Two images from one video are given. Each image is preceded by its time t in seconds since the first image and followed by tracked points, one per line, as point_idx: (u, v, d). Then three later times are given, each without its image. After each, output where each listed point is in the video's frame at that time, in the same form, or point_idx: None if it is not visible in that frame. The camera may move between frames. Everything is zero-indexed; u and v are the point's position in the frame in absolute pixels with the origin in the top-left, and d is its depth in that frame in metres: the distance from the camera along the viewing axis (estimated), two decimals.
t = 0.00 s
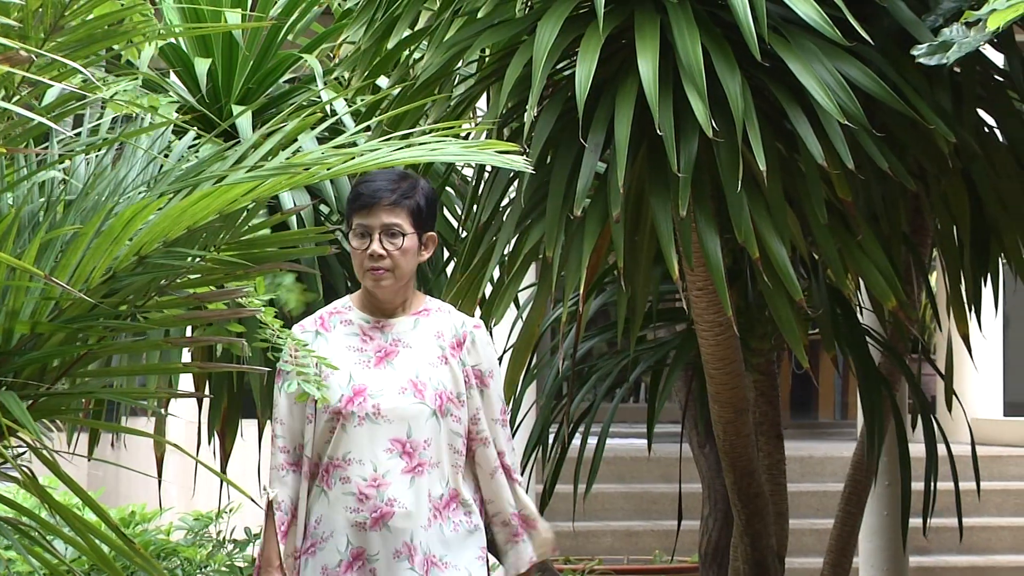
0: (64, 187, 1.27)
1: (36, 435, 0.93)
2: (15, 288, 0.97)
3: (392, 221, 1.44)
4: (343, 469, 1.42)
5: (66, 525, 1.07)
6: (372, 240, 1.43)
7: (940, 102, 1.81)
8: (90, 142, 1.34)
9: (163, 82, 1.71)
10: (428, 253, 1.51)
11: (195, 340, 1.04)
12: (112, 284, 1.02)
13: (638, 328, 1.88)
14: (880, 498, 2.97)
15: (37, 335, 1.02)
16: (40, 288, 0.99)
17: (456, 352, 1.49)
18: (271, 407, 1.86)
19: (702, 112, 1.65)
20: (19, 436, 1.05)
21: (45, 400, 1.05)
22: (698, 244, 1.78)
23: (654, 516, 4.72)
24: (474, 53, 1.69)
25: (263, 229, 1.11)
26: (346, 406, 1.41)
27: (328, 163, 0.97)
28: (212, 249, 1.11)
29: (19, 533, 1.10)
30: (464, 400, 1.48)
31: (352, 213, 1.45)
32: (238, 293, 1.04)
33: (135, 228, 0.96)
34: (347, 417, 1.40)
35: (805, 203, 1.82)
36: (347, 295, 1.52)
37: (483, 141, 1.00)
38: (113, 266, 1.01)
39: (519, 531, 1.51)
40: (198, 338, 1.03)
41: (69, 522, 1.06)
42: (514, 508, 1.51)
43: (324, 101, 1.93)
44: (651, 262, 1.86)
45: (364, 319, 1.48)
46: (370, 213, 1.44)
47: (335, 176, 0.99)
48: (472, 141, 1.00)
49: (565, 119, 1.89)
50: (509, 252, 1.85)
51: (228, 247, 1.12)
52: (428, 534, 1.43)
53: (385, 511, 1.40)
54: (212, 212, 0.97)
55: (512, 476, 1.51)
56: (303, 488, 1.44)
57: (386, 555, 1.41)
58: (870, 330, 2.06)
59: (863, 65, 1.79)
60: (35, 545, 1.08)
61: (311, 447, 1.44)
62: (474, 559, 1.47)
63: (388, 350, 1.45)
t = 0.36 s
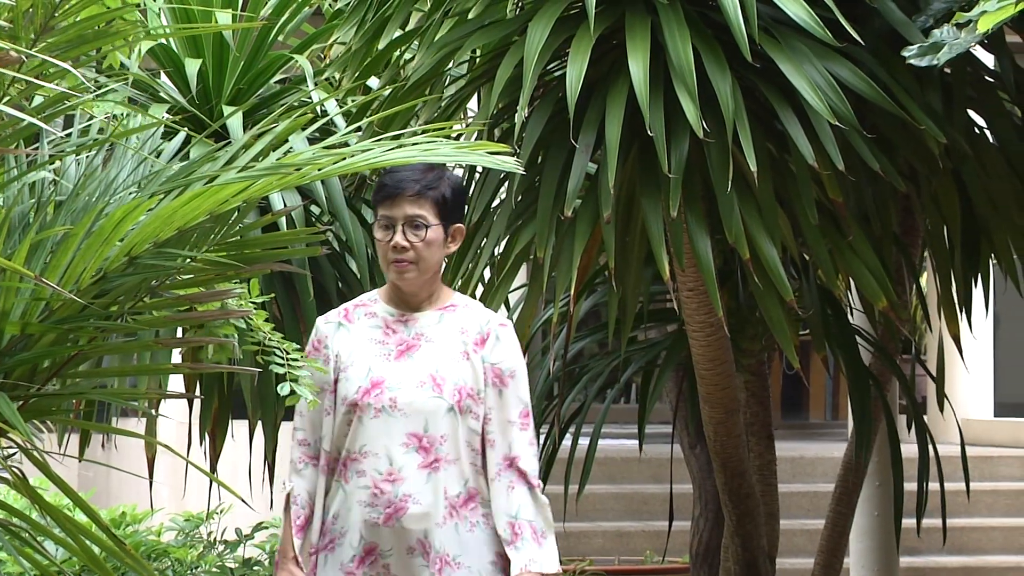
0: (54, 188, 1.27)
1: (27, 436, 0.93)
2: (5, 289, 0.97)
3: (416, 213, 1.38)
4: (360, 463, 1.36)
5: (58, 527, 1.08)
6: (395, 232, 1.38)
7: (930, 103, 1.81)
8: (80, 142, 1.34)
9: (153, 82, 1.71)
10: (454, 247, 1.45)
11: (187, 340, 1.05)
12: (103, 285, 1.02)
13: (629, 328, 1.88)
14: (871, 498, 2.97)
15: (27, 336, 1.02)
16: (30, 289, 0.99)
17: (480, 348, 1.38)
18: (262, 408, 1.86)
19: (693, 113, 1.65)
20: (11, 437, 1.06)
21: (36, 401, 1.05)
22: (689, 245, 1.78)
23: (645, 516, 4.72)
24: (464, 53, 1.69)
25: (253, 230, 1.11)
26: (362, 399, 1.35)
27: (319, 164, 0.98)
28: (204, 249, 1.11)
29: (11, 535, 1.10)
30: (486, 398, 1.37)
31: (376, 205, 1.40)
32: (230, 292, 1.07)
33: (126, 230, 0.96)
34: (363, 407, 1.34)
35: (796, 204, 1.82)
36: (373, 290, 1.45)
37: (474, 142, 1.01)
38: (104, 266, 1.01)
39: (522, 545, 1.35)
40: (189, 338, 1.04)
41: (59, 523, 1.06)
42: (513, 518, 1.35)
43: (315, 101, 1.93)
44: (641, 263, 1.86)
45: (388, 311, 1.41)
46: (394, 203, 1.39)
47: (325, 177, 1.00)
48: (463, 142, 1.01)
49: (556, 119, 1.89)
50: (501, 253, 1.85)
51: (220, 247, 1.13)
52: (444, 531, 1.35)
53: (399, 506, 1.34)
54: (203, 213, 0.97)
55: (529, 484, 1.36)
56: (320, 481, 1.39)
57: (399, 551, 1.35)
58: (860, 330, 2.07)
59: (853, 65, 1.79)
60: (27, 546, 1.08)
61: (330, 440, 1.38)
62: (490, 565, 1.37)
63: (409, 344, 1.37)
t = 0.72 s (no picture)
0: (47, 189, 1.27)
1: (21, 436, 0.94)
2: None
3: (438, 202, 1.31)
4: (389, 467, 1.28)
5: (50, 528, 1.08)
6: (417, 222, 1.30)
7: (925, 104, 1.81)
8: (75, 143, 1.35)
9: (148, 83, 1.70)
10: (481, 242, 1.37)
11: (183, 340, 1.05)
12: (98, 285, 1.02)
13: (625, 328, 1.88)
14: (865, 498, 2.97)
15: (22, 337, 1.02)
16: (25, 289, 0.99)
17: (510, 348, 1.31)
18: (257, 408, 1.85)
19: (689, 113, 1.65)
20: (6, 437, 1.06)
21: (31, 400, 1.06)
22: (685, 245, 1.78)
23: (641, 517, 4.72)
24: (460, 54, 1.69)
25: (247, 231, 1.12)
26: (392, 402, 1.27)
27: (316, 164, 0.98)
28: (198, 250, 1.12)
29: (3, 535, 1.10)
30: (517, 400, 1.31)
31: (400, 196, 1.33)
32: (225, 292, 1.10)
33: (121, 229, 0.95)
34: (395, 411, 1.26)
35: (791, 204, 1.82)
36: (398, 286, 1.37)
37: (470, 142, 1.01)
38: (99, 267, 1.01)
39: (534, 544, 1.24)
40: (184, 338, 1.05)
41: (54, 523, 1.07)
42: (522, 507, 1.24)
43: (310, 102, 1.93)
44: (637, 264, 1.86)
45: (417, 309, 1.33)
46: (418, 193, 1.32)
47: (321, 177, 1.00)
48: (460, 141, 1.01)
49: (551, 120, 1.89)
50: (495, 254, 1.85)
51: (215, 247, 1.14)
52: (477, 539, 1.29)
53: (432, 511, 1.27)
54: (198, 212, 0.97)
55: (550, 482, 1.26)
56: (348, 484, 1.32)
57: (430, 559, 1.28)
58: (855, 330, 2.07)
59: (848, 65, 1.78)
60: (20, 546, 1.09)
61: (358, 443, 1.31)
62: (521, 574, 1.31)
63: (438, 345, 1.30)
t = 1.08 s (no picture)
0: (47, 188, 1.27)
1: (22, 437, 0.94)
2: None
3: (464, 199, 1.33)
4: (411, 472, 1.28)
5: (48, 529, 1.08)
6: (445, 219, 1.32)
7: (925, 104, 1.81)
8: (75, 142, 1.35)
9: (148, 83, 1.70)
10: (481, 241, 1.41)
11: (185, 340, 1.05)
12: (99, 285, 1.02)
13: (625, 328, 1.88)
14: (865, 497, 2.97)
15: (22, 337, 1.02)
16: (25, 289, 0.99)
17: (521, 345, 1.34)
18: (258, 408, 1.85)
19: (689, 112, 1.64)
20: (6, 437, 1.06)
21: (31, 400, 1.06)
22: (685, 245, 1.78)
23: (641, 517, 4.72)
24: (460, 53, 1.69)
25: (248, 230, 1.12)
26: (412, 405, 1.27)
27: (316, 164, 0.98)
28: (199, 249, 1.11)
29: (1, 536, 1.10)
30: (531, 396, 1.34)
31: (417, 193, 1.34)
32: (226, 293, 1.08)
33: (120, 230, 0.95)
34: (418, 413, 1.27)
35: (791, 204, 1.82)
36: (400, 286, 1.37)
37: (471, 142, 1.01)
38: (99, 267, 1.01)
39: (550, 555, 1.32)
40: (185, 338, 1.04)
41: (54, 523, 1.07)
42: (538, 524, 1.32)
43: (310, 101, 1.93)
44: (637, 264, 1.86)
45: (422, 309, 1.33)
46: (438, 190, 1.33)
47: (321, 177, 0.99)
48: (461, 141, 1.01)
49: (551, 120, 1.89)
50: (495, 254, 1.85)
51: (216, 247, 1.13)
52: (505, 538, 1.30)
53: (460, 515, 1.28)
54: (198, 212, 0.97)
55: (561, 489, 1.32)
56: (362, 496, 1.30)
57: (461, 562, 1.28)
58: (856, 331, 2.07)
59: (848, 65, 1.78)
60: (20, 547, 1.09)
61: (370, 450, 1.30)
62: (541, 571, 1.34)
63: (450, 344, 1.31)
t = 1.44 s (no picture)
0: (61, 190, 1.31)
1: (35, 433, 0.97)
2: (14, 288, 1.01)
3: (448, 188, 1.36)
4: (417, 464, 1.31)
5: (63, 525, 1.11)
6: (427, 209, 1.35)
7: (923, 108, 1.84)
8: (88, 145, 1.39)
9: (159, 87, 1.73)
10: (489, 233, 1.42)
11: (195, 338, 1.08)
12: (111, 285, 1.05)
13: (628, 327, 1.92)
14: (864, 493, 3.00)
15: (36, 335, 1.05)
16: (40, 288, 1.03)
17: (530, 337, 1.38)
18: (268, 406, 1.89)
19: (691, 116, 1.67)
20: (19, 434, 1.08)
21: (43, 399, 1.08)
22: (687, 246, 1.81)
23: (644, 513, 4.75)
24: (466, 58, 1.72)
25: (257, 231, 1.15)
26: (419, 396, 1.31)
27: (324, 167, 1.01)
28: (209, 249, 1.15)
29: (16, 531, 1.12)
30: (538, 387, 1.38)
31: (407, 187, 1.39)
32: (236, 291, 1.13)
33: (133, 230, 0.99)
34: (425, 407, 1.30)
35: (791, 205, 1.85)
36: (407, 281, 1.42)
37: (476, 146, 1.04)
38: (112, 267, 1.04)
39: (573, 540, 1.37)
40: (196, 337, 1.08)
41: (71, 517, 1.11)
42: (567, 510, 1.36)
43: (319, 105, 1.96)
44: (639, 265, 1.89)
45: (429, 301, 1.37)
46: (425, 182, 1.37)
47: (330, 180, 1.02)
48: (465, 145, 1.04)
49: (555, 122, 1.93)
50: (500, 255, 1.89)
51: (225, 247, 1.16)
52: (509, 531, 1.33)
53: (465, 507, 1.31)
54: (208, 214, 1.00)
55: (577, 475, 1.37)
56: (370, 488, 1.33)
57: (464, 556, 1.31)
58: (854, 329, 2.11)
59: (847, 69, 1.82)
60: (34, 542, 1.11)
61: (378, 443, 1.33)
62: (546, 563, 1.36)
63: (457, 337, 1.35)
